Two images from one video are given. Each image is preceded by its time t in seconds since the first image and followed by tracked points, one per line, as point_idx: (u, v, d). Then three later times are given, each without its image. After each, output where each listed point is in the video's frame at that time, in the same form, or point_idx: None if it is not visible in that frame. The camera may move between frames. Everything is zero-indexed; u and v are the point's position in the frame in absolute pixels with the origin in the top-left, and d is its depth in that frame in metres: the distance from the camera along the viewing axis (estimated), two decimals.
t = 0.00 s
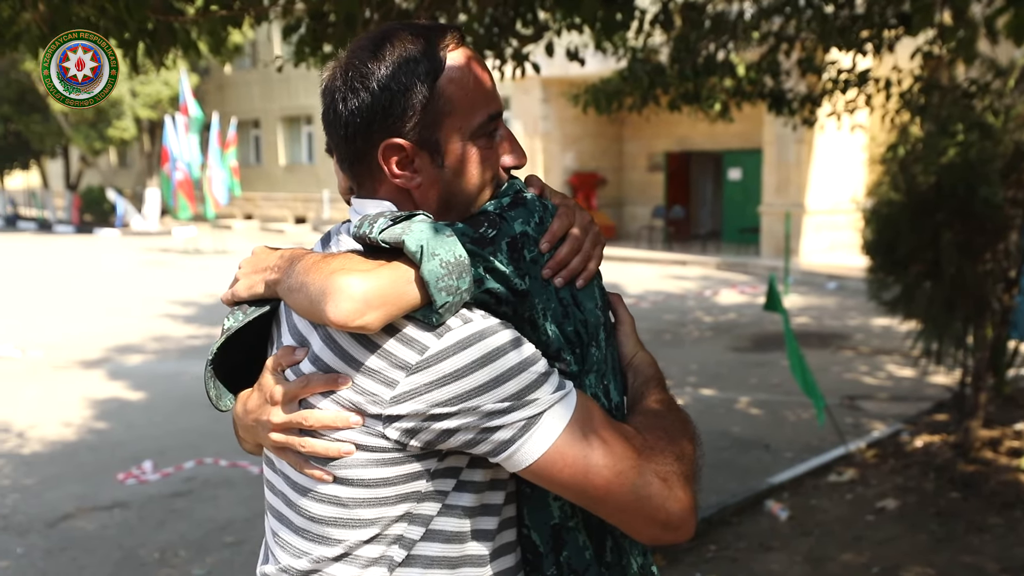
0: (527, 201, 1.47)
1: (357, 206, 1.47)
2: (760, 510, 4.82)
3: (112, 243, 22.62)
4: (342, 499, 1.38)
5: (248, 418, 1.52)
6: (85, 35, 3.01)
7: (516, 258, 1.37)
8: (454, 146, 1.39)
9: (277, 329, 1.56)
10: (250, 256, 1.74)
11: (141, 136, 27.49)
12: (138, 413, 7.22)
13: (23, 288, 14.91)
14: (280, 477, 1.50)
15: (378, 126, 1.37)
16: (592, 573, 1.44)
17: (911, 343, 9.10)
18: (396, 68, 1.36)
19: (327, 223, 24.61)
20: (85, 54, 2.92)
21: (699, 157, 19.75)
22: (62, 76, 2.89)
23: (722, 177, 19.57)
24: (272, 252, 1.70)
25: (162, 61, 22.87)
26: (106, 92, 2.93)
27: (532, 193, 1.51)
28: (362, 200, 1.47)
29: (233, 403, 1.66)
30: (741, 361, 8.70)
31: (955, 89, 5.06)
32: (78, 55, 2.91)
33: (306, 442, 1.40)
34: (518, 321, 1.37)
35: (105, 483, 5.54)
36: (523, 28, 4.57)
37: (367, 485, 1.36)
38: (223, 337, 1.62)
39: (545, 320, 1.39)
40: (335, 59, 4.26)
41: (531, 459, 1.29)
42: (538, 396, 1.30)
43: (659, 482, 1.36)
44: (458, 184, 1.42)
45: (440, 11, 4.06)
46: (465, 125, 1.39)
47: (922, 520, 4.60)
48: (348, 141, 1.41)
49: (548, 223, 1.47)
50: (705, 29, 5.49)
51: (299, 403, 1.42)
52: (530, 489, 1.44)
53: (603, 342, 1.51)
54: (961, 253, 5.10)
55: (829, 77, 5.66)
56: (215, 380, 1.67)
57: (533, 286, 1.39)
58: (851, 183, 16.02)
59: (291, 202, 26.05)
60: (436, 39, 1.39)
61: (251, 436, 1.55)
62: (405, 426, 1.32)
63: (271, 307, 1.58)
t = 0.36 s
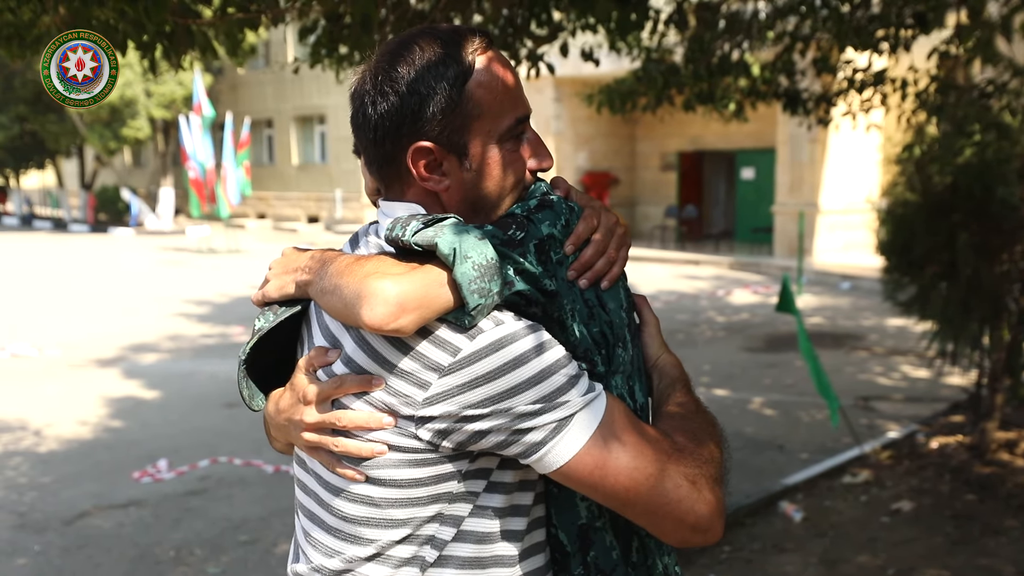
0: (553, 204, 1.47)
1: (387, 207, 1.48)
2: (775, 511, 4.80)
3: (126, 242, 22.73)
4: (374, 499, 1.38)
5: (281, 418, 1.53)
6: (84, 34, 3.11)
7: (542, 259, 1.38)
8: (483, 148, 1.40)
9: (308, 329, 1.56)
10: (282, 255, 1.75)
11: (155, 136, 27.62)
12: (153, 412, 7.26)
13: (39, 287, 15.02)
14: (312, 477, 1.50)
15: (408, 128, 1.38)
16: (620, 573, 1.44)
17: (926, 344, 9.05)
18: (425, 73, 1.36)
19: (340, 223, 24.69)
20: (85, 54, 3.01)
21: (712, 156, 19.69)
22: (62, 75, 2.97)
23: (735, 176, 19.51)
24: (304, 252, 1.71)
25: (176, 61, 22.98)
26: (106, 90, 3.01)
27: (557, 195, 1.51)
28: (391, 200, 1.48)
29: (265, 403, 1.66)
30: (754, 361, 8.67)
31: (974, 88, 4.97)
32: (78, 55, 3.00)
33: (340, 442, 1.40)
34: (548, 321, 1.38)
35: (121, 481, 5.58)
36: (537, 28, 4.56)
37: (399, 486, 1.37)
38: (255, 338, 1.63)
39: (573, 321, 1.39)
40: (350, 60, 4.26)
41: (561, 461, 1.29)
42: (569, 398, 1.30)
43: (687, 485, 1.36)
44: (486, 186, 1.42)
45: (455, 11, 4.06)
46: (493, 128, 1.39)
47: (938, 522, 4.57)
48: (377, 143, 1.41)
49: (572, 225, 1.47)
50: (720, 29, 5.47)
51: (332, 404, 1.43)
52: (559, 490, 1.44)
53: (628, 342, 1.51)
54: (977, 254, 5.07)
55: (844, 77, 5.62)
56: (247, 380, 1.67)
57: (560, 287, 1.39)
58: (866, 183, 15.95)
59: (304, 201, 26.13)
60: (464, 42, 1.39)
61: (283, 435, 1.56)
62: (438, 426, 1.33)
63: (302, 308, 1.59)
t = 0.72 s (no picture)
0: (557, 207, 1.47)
1: (392, 210, 1.49)
2: (778, 512, 4.80)
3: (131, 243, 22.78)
4: (381, 496, 1.39)
5: (289, 418, 1.53)
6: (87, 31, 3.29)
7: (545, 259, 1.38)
8: (486, 150, 1.40)
9: (314, 329, 1.57)
10: (288, 258, 1.75)
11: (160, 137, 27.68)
12: (157, 413, 7.28)
13: (44, 287, 15.06)
14: (318, 475, 1.51)
15: (412, 130, 1.39)
16: (622, 571, 1.44)
17: (930, 345, 9.03)
18: (428, 75, 1.37)
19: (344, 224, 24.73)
20: (85, 54, 3.22)
21: (716, 157, 19.68)
22: (63, 74, 3.19)
23: (739, 177, 19.50)
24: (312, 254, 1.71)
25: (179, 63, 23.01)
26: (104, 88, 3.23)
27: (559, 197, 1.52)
28: (396, 203, 1.49)
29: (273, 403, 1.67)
30: (758, 362, 8.67)
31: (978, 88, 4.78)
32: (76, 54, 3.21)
33: (346, 439, 1.41)
34: (550, 320, 1.38)
35: (126, 481, 5.60)
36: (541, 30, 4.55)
37: (404, 482, 1.37)
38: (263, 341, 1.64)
39: (576, 320, 1.40)
40: (356, 62, 4.28)
41: (563, 457, 1.30)
42: (571, 396, 1.31)
43: (690, 481, 1.36)
44: (490, 188, 1.43)
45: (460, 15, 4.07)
46: (495, 130, 1.40)
47: (941, 523, 4.57)
48: (381, 146, 1.42)
49: (575, 227, 1.47)
50: (724, 30, 5.47)
51: (338, 401, 1.44)
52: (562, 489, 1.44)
53: (630, 342, 1.51)
54: (981, 255, 5.07)
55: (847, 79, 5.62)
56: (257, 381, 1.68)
57: (563, 286, 1.40)
58: (870, 184, 15.93)
59: (308, 202, 26.16)
60: (466, 47, 1.40)
61: (290, 435, 1.56)
62: (441, 424, 1.33)
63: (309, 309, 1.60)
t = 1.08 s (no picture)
0: (553, 206, 1.48)
1: (387, 208, 1.49)
2: (777, 511, 4.80)
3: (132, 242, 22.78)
4: (381, 494, 1.41)
5: (289, 417, 1.54)
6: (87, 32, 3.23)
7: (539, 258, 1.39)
8: (480, 148, 1.40)
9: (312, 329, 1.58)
10: (284, 259, 1.76)
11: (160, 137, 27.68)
12: (156, 412, 7.28)
13: (44, 287, 15.07)
14: (322, 472, 1.53)
15: (407, 128, 1.39)
16: (619, 563, 1.45)
17: (930, 344, 9.03)
18: (423, 73, 1.37)
19: (344, 223, 24.75)
20: (84, 54, 3.13)
21: (716, 155, 19.67)
22: (63, 75, 3.09)
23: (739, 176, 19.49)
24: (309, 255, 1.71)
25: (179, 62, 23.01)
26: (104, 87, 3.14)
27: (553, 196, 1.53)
28: (390, 200, 1.49)
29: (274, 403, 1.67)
30: (757, 361, 8.66)
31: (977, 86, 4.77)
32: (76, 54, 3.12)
33: (345, 437, 1.42)
34: (544, 318, 1.39)
35: (125, 481, 5.60)
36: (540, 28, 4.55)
37: (402, 480, 1.38)
38: (262, 341, 1.64)
39: (570, 316, 1.40)
40: (354, 62, 4.27)
41: (549, 463, 1.29)
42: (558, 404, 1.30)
43: (675, 494, 1.34)
44: (484, 185, 1.43)
45: (458, 13, 4.08)
46: (489, 128, 1.40)
47: (940, 522, 4.57)
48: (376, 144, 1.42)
49: (570, 225, 1.48)
50: (722, 29, 5.47)
51: (337, 400, 1.44)
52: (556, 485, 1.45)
53: (624, 339, 1.52)
54: (980, 254, 5.06)
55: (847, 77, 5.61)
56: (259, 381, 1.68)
57: (556, 282, 1.40)
58: (870, 182, 15.93)
59: (309, 202, 26.16)
60: (462, 45, 1.40)
61: (292, 433, 1.57)
62: (434, 424, 1.34)
63: (306, 309, 1.60)
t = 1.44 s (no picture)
0: (553, 200, 1.49)
1: (391, 209, 1.49)
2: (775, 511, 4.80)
3: (130, 243, 22.75)
4: (400, 490, 1.41)
5: (305, 419, 1.54)
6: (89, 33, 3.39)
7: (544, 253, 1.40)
8: (481, 147, 1.40)
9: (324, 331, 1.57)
10: (288, 263, 1.75)
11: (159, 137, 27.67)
12: (154, 413, 7.28)
13: (43, 287, 15.07)
14: (341, 471, 1.53)
15: (408, 129, 1.39)
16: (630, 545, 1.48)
17: (928, 344, 9.03)
18: (422, 74, 1.37)
19: (342, 223, 24.75)
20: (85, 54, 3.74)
21: (715, 156, 19.69)
22: (66, 75, 3.85)
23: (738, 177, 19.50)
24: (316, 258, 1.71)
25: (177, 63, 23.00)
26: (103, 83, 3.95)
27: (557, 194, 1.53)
28: (393, 200, 1.49)
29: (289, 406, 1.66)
30: (756, 362, 8.67)
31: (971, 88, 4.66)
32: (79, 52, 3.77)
33: (364, 436, 1.42)
34: (552, 313, 1.37)
35: (122, 481, 5.59)
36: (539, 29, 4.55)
37: (420, 476, 1.38)
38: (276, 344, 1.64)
39: (577, 309, 1.40)
40: (351, 62, 4.27)
41: (532, 459, 1.24)
42: (561, 406, 1.23)
43: (659, 497, 1.19)
44: (485, 184, 1.43)
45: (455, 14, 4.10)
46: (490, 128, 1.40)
47: (937, 522, 4.57)
48: (378, 144, 1.42)
49: (575, 222, 1.49)
50: (721, 30, 5.48)
51: (354, 400, 1.43)
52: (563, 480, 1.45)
53: (627, 332, 1.52)
54: (977, 254, 5.06)
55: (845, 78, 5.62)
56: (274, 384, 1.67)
57: (563, 277, 1.40)
58: (868, 182, 15.95)
59: (308, 202, 26.21)
60: (462, 47, 1.40)
61: (309, 434, 1.56)
62: (444, 421, 1.32)
63: (317, 309, 1.59)
